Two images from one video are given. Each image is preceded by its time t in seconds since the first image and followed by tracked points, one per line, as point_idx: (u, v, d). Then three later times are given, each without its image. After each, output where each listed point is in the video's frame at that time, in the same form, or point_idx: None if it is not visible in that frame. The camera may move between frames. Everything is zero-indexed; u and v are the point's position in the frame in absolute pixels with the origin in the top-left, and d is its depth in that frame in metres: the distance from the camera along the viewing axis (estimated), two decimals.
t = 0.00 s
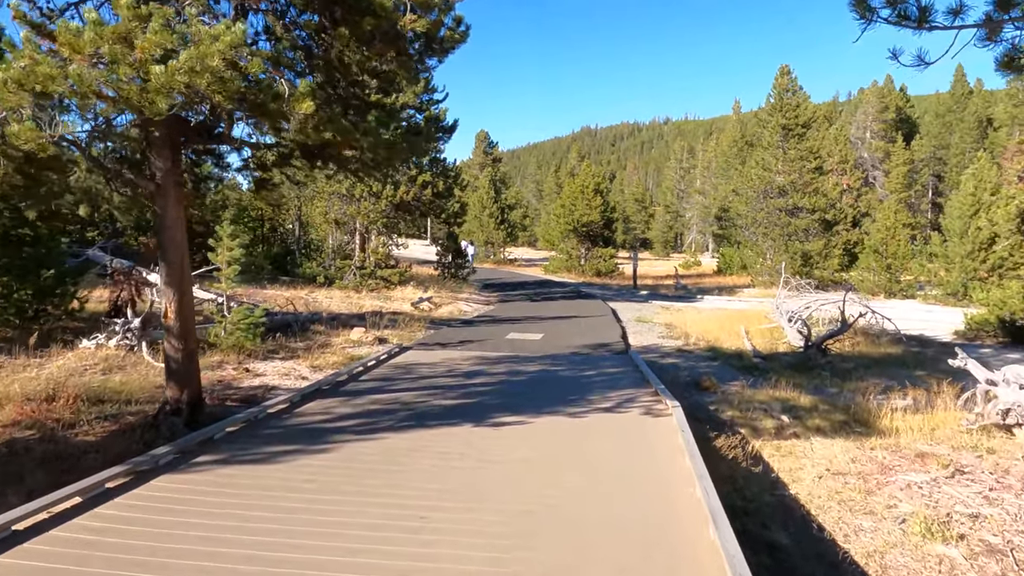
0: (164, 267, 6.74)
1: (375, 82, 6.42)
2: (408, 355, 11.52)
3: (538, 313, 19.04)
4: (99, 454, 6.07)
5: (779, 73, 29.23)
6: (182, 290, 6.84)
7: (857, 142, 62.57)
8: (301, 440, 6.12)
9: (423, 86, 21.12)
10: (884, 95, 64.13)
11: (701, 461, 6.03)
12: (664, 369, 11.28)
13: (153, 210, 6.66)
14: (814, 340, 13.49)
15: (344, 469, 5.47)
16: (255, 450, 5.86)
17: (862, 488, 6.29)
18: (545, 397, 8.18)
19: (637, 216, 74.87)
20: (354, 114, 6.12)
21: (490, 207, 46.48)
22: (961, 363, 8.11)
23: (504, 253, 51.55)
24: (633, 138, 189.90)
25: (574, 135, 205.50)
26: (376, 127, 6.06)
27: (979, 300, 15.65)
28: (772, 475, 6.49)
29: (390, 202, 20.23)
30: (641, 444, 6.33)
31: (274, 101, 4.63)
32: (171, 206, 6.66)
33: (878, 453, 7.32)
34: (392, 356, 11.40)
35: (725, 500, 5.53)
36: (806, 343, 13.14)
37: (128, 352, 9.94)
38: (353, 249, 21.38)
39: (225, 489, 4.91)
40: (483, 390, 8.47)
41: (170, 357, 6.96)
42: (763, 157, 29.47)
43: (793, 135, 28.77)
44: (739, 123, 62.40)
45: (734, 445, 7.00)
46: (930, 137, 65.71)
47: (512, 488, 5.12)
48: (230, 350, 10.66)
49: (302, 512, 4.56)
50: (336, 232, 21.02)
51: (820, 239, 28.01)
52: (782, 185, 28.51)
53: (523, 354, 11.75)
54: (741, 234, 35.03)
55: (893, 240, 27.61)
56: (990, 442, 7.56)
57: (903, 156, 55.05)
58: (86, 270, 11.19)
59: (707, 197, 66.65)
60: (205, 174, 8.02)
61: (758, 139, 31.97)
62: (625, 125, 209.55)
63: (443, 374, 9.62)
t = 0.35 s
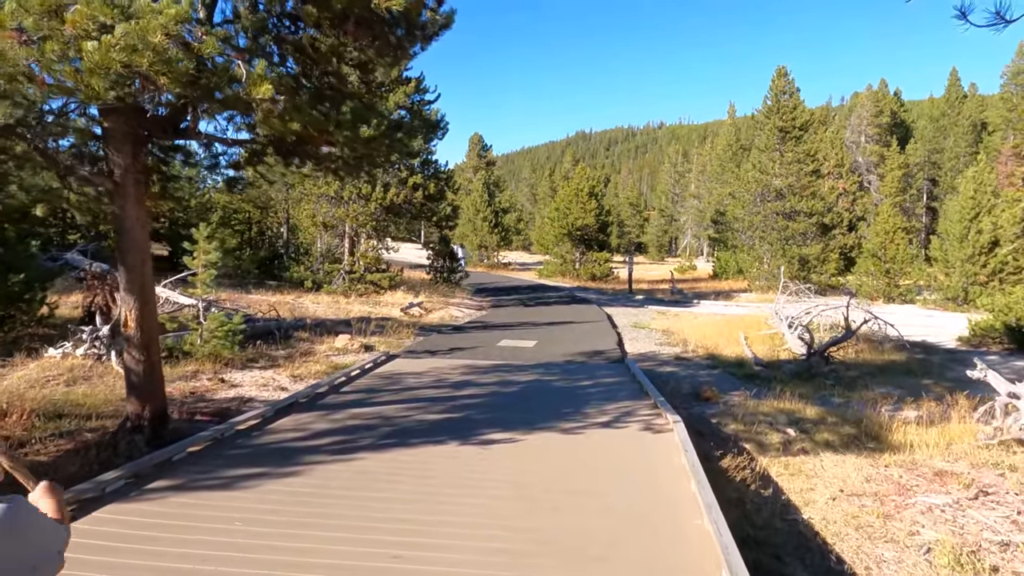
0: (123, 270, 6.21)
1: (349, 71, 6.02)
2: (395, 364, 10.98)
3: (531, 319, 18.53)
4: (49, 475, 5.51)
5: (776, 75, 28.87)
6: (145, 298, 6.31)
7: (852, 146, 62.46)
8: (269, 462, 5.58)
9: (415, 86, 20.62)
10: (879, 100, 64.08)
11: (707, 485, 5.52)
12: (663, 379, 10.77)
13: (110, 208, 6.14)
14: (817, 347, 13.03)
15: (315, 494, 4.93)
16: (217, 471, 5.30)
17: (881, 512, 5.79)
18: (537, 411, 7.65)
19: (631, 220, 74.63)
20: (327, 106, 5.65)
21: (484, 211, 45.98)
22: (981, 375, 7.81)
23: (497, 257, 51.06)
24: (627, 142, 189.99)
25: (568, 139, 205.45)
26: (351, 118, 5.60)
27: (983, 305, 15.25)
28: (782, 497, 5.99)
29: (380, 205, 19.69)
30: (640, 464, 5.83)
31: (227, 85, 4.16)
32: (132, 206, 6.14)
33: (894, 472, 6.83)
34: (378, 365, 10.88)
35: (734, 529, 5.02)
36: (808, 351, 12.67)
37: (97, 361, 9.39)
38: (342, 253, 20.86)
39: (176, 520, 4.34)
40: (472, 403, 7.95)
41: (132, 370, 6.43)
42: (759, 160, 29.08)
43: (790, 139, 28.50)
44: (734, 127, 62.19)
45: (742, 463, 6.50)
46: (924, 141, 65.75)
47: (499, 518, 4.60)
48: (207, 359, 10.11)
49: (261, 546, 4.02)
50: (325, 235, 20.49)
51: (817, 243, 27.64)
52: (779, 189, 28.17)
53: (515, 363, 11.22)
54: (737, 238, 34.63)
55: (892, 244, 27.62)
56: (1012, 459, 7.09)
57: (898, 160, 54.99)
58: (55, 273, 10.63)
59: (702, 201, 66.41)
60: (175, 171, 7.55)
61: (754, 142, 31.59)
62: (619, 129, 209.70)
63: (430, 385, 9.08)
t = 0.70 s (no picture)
0: (73, 277, 5.65)
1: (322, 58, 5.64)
2: (380, 375, 10.41)
3: (527, 325, 17.99)
4: None
5: (776, 78, 28.41)
6: (97, 308, 5.75)
7: (851, 151, 62.14)
8: (227, 490, 5.01)
9: (407, 86, 20.10)
10: (878, 105, 63.82)
11: (714, 517, 4.97)
12: (663, 391, 10.22)
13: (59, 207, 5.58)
14: (822, 357, 12.49)
15: (272, 529, 4.36)
16: (167, 502, 4.73)
17: (906, 546, 5.25)
18: (528, 429, 7.09)
19: (628, 224, 74.19)
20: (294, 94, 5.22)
21: (480, 215, 45.48)
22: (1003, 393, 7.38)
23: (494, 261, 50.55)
24: (624, 147, 189.74)
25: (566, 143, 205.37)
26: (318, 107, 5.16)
27: (993, 315, 14.75)
28: (796, 528, 5.45)
29: (371, 208, 19.12)
30: (639, 491, 5.30)
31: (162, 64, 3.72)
32: (82, 207, 5.58)
33: (914, 498, 6.29)
34: (363, 375, 10.31)
35: (744, 568, 4.47)
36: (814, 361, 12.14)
37: (62, 372, 8.82)
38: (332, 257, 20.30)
39: (104, 562, 3.77)
40: (458, 420, 7.39)
41: (83, 388, 5.87)
42: (759, 164, 28.60)
43: (791, 143, 28.04)
44: (732, 131, 61.86)
45: (750, 489, 5.95)
46: (923, 147, 65.48)
47: (479, 559, 4.03)
48: (182, 370, 9.54)
49: None
50: (315, 238, 19.96)
51: (818, 249, 27.16)
52: (780, 193, 27.70)
53: (507, 374, 10.66)
54: (736, 242, 34.16)
55: (895, 249, 26.82)
56: None
57: (897, 165, 54.69)
58: (21, 277, 10.05)
59: (700, 206, 66.04)
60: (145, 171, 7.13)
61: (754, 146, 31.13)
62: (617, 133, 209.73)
63: (416, 399, 8.51)
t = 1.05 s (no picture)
0: (21, 277, 5.10)
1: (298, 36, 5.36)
2: (370, 382, 9.87)
3: (524, 329, 17.45)
4: None
5: (778, 77, 27.93)
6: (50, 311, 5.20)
7: (851, 153, 61.77)
8: (186, 517, 4.45)
9: (402, 84, 19.57)
10: (878, 107, 63.45)
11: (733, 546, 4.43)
12: (668, 401, 9.69)
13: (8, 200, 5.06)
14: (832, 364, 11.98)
15: (231, 565, 3.80)
16: (115, 532, 4.17)
17: None
18: (525, 444, 6.54)
19: (627, 227, 73.77)
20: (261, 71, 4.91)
21: (477, 217, 44.97)
22: None
23: (492, 264, 50.04)
24: (623, 150, 189.43)
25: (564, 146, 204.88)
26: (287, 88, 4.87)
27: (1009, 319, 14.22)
28: (820, 556, 4.91)
29: (365, 208, 18.58)
30: (646, 515, 4.79)
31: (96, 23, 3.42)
32: (32, 201, 5.02)
33: (947, 519, 5.76)
34: (351, 383, 9.77)
35: None
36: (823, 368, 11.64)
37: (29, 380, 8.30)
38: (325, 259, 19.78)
39: None
40: (450, 433, 6.84)
41: (34, 401, 5.30)
42: (760, 165, 28.12)
43: (793, 143, 27.54)
44: (732, 133, 61.42)
45: (768, 511, 5.41)
46: (923, 149, 65.12)
47: None
48: (159, 377, 9.01)
49: None
50: (306, 239, 19.45)
51: (821, 251, 26.66)
52: (782, 195, 27.23)
53: (504, 382, 10.11)
54: (737, 244, 33.69)
55: (901, 252, 26.41)
56: None
57: (897, 168, 54.34)
58: None
59: (699, 209, 65.60)
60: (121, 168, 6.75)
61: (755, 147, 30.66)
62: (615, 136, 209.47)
63: (406, 410, 7.96)
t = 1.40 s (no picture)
0: None
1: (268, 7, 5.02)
2: (357, 391, 9.33)
3: (521, 334, 16.94)
4: None
5: (779, 78, 27.51)
6: None
7: (850, 156, 61.47)
8: (133, 551, 3.91)
9: (395, 81, 19.07)
10: (876, 111, 63.20)
11: None
12: (672, 411, 9.16)
13: None
14: (841, 371, 11.49)
15: None
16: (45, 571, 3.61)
17: None
18: (520, 461, 6.01)
19: (625, 230, 73.35)
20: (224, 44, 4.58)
21: (474, 219, 44.48)
22: None
23: (488, 266, 49.54)
24: (620, 154, 189.30)
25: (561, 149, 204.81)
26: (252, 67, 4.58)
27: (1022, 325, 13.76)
28: None
29: (357, 209, 18.01)
30: (655, 546, 4.26)
31: None
32: None
33: (982, 547, 5.25)
34: (336, 392, 9.23)
35: None
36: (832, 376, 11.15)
37: None
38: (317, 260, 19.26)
39: None
40: (438, 449, 6.31)
41: None
42: (761, 167, 27.69)
43: (794, 145, 27.10)
44: (730, 136, 61.12)
45: (787, 540, 4.89)
46: (922, 152, 64.89)
47: None
48: (132, 385, 8.48)
49: None
50: (296, 240, 18.92)
51: (823, 254, 26.23)
52: (784, 198, 26.81)
53: (499, 390, 9.58)
54: (737, 248, 33.28)
55: (903, 255, 25.82)
56: None
57: (896, 171, 54.04)
58: None
59: (697, 212, 65.23)
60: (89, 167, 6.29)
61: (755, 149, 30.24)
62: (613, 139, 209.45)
63: (392, 422, 7.41)
